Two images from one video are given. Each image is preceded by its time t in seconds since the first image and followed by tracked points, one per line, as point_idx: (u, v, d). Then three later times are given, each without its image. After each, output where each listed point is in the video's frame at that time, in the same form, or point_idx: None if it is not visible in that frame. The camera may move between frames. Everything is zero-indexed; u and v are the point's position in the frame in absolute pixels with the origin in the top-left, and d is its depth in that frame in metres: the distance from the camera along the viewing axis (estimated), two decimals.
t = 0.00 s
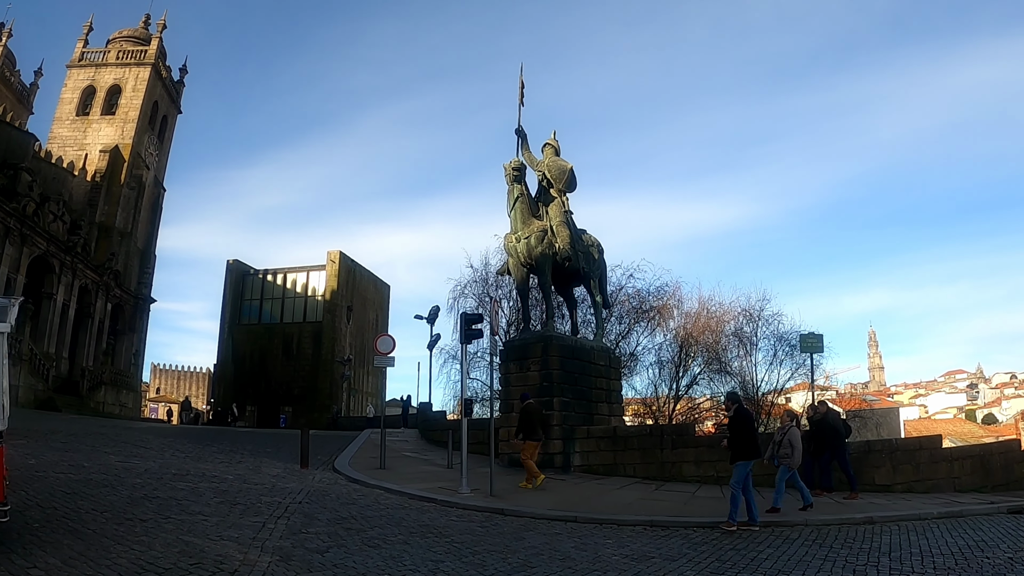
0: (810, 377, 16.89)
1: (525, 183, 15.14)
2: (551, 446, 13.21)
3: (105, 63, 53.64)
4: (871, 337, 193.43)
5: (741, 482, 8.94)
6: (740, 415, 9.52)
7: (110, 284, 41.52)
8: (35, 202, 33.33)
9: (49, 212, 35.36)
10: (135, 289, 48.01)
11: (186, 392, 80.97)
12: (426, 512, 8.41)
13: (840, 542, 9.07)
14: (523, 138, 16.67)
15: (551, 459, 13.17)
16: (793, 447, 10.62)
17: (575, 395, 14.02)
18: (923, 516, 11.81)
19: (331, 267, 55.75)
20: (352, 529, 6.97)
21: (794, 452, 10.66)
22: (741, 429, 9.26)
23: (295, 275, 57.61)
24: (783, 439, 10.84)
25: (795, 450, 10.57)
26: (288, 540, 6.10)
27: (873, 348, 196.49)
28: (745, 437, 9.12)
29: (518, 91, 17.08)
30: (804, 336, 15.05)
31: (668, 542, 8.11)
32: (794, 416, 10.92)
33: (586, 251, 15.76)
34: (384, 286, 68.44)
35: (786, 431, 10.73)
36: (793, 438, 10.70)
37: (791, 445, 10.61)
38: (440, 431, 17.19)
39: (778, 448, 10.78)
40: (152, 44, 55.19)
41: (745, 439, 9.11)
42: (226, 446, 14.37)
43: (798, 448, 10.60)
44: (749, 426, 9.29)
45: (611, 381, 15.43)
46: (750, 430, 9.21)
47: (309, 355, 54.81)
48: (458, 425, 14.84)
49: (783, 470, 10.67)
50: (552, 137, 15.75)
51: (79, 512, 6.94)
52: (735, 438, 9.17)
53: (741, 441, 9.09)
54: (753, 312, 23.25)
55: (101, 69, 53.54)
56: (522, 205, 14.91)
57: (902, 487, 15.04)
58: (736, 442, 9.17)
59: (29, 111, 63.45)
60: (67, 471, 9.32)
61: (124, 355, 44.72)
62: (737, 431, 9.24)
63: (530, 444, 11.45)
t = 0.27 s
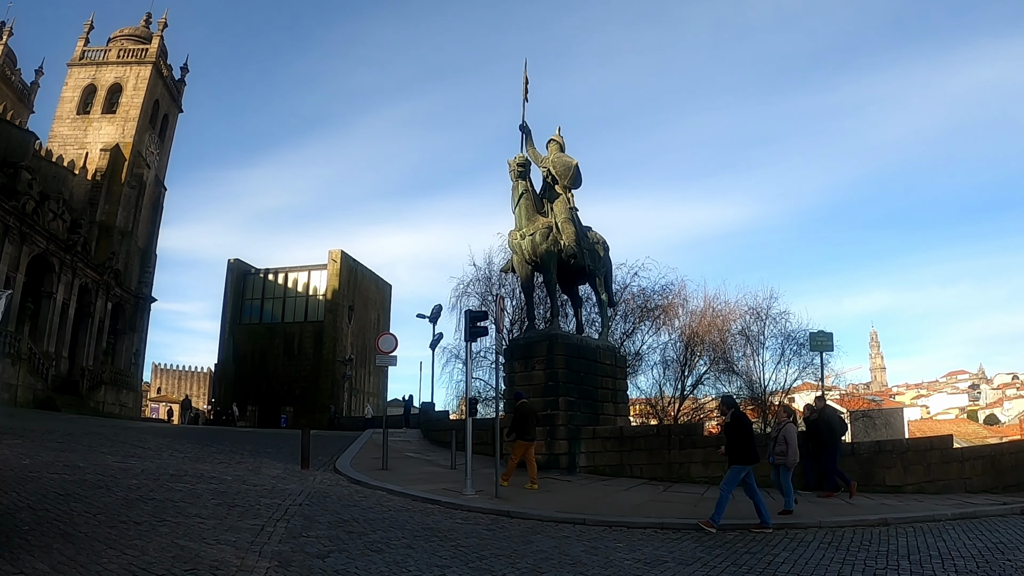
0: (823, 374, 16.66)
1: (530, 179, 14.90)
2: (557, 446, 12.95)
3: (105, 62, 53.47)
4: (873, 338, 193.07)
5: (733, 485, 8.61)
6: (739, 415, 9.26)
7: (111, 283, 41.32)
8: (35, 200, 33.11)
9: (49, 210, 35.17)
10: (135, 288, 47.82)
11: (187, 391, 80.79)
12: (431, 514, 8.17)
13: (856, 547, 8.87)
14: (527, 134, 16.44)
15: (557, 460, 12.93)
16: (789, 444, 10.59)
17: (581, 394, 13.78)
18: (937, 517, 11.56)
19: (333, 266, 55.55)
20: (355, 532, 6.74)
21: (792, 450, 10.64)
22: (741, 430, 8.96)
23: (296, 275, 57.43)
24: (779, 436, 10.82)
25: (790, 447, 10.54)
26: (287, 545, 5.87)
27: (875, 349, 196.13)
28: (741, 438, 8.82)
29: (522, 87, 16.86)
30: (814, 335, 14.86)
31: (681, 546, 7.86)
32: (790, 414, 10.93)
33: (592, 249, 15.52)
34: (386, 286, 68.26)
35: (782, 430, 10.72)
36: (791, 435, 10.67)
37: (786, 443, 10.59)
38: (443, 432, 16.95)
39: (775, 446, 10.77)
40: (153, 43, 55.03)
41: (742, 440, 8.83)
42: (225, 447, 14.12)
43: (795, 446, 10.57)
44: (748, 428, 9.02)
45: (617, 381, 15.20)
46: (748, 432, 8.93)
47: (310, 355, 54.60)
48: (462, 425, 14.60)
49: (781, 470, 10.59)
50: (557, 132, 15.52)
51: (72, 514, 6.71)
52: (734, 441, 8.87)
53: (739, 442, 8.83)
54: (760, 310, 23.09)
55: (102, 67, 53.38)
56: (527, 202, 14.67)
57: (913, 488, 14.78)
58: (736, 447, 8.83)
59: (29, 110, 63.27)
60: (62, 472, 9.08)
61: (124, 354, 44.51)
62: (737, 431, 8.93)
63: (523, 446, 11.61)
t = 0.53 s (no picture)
0: (835, 373, 16.31)
1: (535, 175, 14.60)
2: (563, 448, 12.62)
3: (106, 60, 53.24)
4: (876, 338, 192.54)
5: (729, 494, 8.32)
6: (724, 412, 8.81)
7: (111, 282, 41.06)
8: (34, 198, 32.86)
9: (49, 208, 34.94)
10: (136, 287, 47.57)
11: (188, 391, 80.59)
12: (434, 519, 7.90)
13: (876, 554, 8.64)
14: (531, 130, 16.13)
15: (563, 461, 12.59)
16: (784, 448, 9.82)
17: (587, 394, 13.46)
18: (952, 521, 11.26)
19: (334, 265, 55.28)
20: (353, 538, 6.48)
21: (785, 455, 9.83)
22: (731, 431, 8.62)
23: (298, 273, 57.19)
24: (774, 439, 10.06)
25: (786, 452, 9.75)
26: (285, 554, 5.59)
27: (878, 349, 195.54)
28: (730, 443, 8.50)
29: (527, 82, 16.57)
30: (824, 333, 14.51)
31: (695, 555, 7.61)
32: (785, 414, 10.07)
33: (598, 246, 15.21)
34: (388, 285, 68.03)
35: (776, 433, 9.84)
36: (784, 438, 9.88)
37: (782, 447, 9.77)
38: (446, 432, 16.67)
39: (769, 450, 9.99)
40: (154, 41, 54.80)
41: (734, 442, 8.47)
42: (224, 447, 13.84)
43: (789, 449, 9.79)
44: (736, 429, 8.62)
45: (624, 381, 14.88)
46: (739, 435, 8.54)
47: (312, 354, 54.34)
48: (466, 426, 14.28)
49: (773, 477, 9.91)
50: (562, 128, 15.21)
51: (60, 520, 6.41)
52: (723, 445, 8.51)
53: (727, 449, 8.46)
54: (768, 309, 22.80)
55: (103, 65, 53.14)
56: (532, 198, 14.35)
57: (926, 490, 14.45)
58: (725, 446, 8.51)
59: (30, 108, 63.04)
60: (54, 474, 8.80)
61: (125, 353, 44.25)
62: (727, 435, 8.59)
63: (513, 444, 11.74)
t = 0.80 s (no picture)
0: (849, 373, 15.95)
1: (543, 171, 14.32)
2: (572, 449, 12.31)
3: (110, 59, 53.11)
4: (881, 338, 191.79)
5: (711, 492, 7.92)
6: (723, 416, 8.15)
7: (115, 281, 40.91)
8: (37, 197, 32.69)
9: (52, 207, 34.80)
10: (140, 286, 47.43)
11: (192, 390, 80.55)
12: (443, 522, 7.61)
13: (899, 559, 8.35)
14: (539, 126, 15.85)
15: (572, 462, 12.28)
16: (782, 445, 9.51)
17: (597, 394, 13.17)
18: (972, 524, 10.95)
19: (339, 264, 55.07)
20: (359, 543, 6.20)
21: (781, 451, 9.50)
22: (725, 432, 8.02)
23: (302, 272, 57.02)
24: (772, 435, 9.74)
25: (784, 450, 9.46)
26: (287, 561, 5.31)
27: (883, 349, 194.77)
28: (725, 442, 7.95)
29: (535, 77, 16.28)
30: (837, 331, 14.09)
31: (714, 560, 7.33)
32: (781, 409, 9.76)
33: (607, 243, 14.92)
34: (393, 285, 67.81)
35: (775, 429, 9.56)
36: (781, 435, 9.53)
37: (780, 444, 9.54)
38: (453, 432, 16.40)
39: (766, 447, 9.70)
40: (158, 39, 54.66)
41: (731, 447, 7.91)
42: (226, 447, 13.59)
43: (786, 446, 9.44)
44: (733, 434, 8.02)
45: (633, 380, 14.58)
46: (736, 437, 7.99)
47: (316, 353, 54.16)
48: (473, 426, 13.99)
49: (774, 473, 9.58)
50: (571, 123, 14.92)
51: (54, 524, 6.15)
52: (718, 445, 7.97)
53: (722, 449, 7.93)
54: (780, 307, 22.45)
55: (107, 64, 53.01)
56: (540, 194, 14.07)
57: (942, 492, 14.04)
58: (720, 452, 7.93)
59: (34, 107, 62.98)
60: (51, 475, 8.55)
61: (128, 352, 44.10)
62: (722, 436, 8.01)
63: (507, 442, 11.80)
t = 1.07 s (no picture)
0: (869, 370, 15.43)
1: (556, 164, 13.98)
2: (586, 448, 11.97)
3: (117, 56, 53.04)
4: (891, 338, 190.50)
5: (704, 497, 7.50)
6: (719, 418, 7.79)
7: (122, 279, 40.81)
8: (44, 194, 32.58)
9: (58, 204, 34.71)
10: (147, 284, 47.36)
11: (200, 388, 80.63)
12: (456, 525, 7.29)
13: (927, 561, 7.98)
14: (551, 119, 15.52)
15: (587, 462, 11.94)
16: (786, 448, 8.85)
17: (611, 393, 12.83)
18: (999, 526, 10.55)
19: (347, 262, 54.84)
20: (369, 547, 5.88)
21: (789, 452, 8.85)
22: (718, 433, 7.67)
23: (310, 270, 56.86)
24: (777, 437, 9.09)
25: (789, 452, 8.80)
26: (294, 567, 5.01)
27: (892, 349, 193.46)
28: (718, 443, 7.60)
29: (546, 70, 15.94)
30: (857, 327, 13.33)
31: (739, 563, 7.01)
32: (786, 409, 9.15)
33: (622, 239, 14.57)
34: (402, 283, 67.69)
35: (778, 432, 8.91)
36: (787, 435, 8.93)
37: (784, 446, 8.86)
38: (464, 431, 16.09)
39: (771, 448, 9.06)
40: (165, 37, 54.56)
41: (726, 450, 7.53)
42: (233, 446, 13.33)
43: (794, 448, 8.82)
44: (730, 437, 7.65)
45: (648, 378, 14.24)
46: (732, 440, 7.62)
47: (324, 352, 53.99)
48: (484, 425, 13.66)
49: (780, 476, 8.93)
50: (584, 117, 14.57)
51: (52, 526, 5.88)
52: (710, 446, 7.63)
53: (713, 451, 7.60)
54: (798, 306, 21.89)
55: (114, 61, 52.95)
56: (553, 188, 13.74)
57: (963, 492, 13.51)
58: (714, 454, 7.57)
59: (42, 105, 63.05)
60: (51, 475, 8.29)
61: (136, 350, 44.02)
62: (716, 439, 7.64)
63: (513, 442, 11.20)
